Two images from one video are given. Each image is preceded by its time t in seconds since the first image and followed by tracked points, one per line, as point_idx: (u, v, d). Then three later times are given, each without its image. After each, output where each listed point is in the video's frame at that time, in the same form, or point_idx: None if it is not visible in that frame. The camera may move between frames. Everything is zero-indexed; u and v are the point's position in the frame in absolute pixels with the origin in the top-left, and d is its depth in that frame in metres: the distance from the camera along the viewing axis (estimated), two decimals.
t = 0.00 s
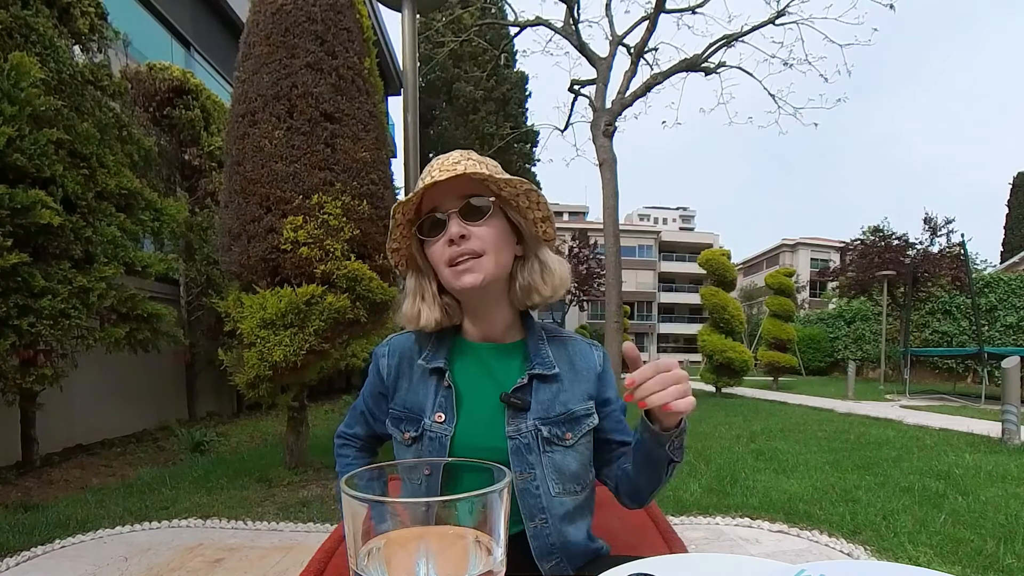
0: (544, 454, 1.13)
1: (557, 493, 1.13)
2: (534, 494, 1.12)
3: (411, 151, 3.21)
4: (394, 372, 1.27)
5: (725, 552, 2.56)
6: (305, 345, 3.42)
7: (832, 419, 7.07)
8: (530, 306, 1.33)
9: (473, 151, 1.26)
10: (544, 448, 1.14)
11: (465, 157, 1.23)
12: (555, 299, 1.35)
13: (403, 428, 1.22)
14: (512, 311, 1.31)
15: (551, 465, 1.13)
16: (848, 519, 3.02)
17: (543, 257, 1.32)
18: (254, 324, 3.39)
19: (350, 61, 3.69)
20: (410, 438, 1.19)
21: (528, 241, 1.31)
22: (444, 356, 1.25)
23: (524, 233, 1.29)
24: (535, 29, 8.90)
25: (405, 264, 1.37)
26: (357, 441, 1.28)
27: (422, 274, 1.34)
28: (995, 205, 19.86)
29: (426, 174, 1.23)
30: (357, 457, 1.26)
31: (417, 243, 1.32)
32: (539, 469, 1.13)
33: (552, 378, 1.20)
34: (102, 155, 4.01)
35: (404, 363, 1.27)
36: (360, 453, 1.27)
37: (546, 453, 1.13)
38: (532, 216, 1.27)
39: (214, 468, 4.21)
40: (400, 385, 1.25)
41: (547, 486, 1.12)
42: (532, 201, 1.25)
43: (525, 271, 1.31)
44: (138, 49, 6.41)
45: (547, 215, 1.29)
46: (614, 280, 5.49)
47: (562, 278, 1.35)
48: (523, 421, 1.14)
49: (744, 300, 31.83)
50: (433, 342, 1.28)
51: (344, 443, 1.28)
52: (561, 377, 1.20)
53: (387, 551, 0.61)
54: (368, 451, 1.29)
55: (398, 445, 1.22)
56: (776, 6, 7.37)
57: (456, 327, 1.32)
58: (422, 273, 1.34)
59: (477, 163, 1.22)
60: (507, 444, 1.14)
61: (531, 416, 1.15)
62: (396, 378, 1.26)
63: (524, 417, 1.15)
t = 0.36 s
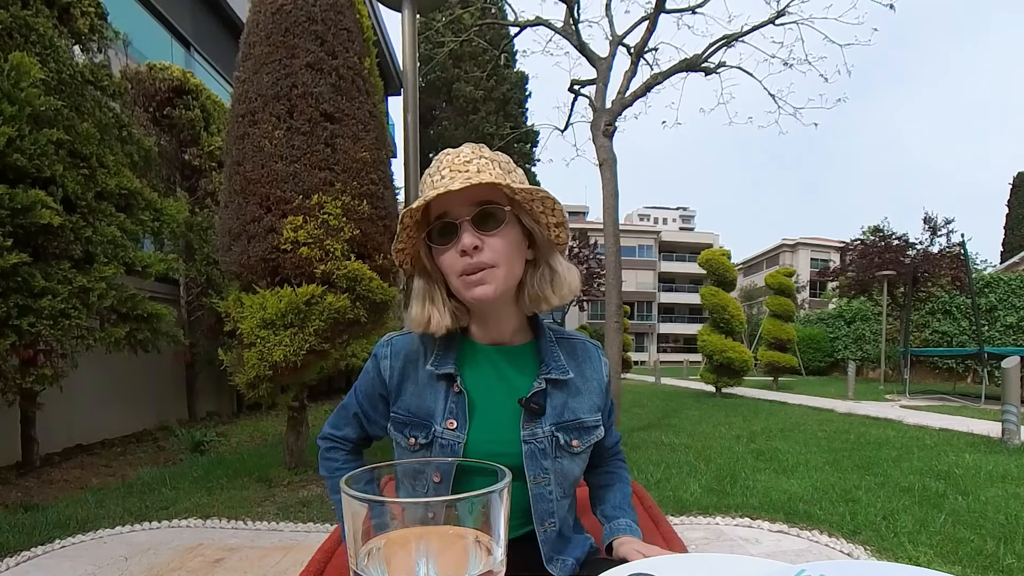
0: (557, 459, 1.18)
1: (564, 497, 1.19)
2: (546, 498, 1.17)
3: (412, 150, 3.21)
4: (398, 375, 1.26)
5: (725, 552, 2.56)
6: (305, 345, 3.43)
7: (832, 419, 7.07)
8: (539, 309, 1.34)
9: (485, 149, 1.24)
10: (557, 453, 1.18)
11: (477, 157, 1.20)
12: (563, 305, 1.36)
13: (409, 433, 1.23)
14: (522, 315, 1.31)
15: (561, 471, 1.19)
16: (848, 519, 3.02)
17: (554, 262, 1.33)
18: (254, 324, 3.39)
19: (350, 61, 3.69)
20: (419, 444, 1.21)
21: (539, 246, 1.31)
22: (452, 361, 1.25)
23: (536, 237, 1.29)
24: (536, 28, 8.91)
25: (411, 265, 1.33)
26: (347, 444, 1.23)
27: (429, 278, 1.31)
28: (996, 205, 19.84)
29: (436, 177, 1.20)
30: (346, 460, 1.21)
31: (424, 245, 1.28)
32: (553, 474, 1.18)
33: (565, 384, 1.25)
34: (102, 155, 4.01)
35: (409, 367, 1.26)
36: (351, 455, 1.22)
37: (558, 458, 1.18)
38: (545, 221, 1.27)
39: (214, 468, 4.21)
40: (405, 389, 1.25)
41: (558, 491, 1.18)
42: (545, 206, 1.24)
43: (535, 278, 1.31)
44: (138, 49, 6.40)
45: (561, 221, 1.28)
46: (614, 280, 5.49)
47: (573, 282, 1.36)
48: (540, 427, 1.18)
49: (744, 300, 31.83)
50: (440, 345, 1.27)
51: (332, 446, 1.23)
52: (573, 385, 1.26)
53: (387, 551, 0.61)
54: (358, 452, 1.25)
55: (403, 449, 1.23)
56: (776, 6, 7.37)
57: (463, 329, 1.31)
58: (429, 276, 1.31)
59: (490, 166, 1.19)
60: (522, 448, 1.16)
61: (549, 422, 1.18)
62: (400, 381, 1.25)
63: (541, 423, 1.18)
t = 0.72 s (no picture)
0: (553, 461, 1.19)
1: (560, 498, 1.19)
2: (541, 499, 1.18)
3: (411, 150, 3.20)
4: (398, 378, 1.26)
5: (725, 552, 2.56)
6: (305, 345, 3.43)
7: (832, 419, 7.07)
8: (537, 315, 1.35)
9: (484, 155, 1.24)
10: (553, 455, 1.18)
11: (477, 166, 1.21)
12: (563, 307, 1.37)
13: (408, 435, 1.23)
14: (521, 322, 1.32)
15: (558, 472, 1.19)
16: (848, 519, 3.02)
17: (553, 271, 1.33)
18: (254, 325, 3.39)
19: (350, 61, 3.69)
20: (416, 446, 1.20)
21: (539, 255, 1.30)
22: (449, 363, 1.25)
23: (536, 246, 1.28)
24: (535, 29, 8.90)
25: (409, 274, 1.32)
26: (357, 445, 1.27)
27: (427, 288, 1.31)
28: (996, 205, 19.85)
29: (436, 190, 1.20)
30: (358, 460, 1.25)
31: (423, 257, 1.26)
32: (549, 476, 1.18)
33: (562, 387, 1.25)
34: (102, 155, 4.01)
35: (408, 370, 1.26)
36: (361, 456, 1.26)
37: (554, 459, 1.19)
38: (546, 233, 1.26)
39: (214, 468, 4.21)
40: (404, 391, 1.25)
41: (553, 491, 1.18)
42: (548, 219, 1.23)
43: (535, 287, 1.32)
44: (138, 49, 6.40)
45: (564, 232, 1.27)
46: (614, 280, 5.49)
47: (572, 289, 1.37)
48: (536, 429, 1.18)
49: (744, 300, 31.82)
50: (438, 349, 1.27)
51: (344, 447, 1.27)
52: (571, 388, 1.25)
53: (388, 551, 0.61)
54: (369, 453, 1.28)
55: (403, 450, 1.23)
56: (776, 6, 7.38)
57: (460, 335, 1.31)
58: (428, 286, 1.30)
59: (490, 175, 1.20)
60: (518, 450, 1.16)
61: (544, 423, 1.18)
62: (400, 384, 1.26)
63: (537, 425, 1.18)
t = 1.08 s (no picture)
0: (554, 462, 1.19)
1: (561, 498, 1.19)
2: (542, 500, 1.18)
3: (411, 150, 3.20)
4: (398, 379, 1.26)
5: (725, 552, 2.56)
6: (305, 345, 3.43)
7: (832, 419, 7.07)
8: (535, 310, 1.36)
9: (469, 155, 1.24)
10: (553, 456, 1.18)
11: (463, 167, 1.20)
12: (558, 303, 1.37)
13: (408, 436, 1.23)
14: (520, 318, 1.33)
15: (559, 473, 1.19)
16: (848, 519, 3.02)
17: (548, 262, 1.32)
18: (254, 324, 3.39)
19: (350, 61, 3.69)
20: (416, 447, 1.20)
21: (533, 249, 1.30)
22: (449, 365, 1.25)
23: (529, 240, 1.29)
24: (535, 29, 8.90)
25: (404, 282, 1.31)
26: (357, 445, 1.28)
27: (423, 294, 1.30)
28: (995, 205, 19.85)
29: (425, 195, 1.20)
30: (358, 460, 1.26)
31: (418, 263, 1.26)
32: (550, 477, 1.18)
33: (563, 387, 1.25)
34: (102, 155, 4.01)
35: (407, 371, 1.26)
36: (361, 457, 1.27)
37: (555, 460, 1.18)
38: (537, 225, 1.26)
39: (214, 468, 4.21)
40: (405, 392, 1.25)
41: (553, 492, 1.18)
42: (539, 212, 1.23)
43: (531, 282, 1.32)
44: (138, 49, 6.40)
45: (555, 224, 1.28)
46: (614, 280, 5.50)
47: (569, 280, 1.37)
48: (536, 430, 1.18)
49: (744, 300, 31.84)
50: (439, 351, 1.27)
51: (344, 447, 1.27)
52: (571, 388, 1.25)
53: (388, 551, 0.61)
54: (369, 454, 1.29)
55: (403, 452, 1.24)
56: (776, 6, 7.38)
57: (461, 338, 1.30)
58: (424, 293, 1.29)
59: (478, 174, 1.20)
60: (519, 451, 1.16)
61: (545, 424, 1.18)
62: (400, 386, 1.26)
63: (538, 426, 1.18)
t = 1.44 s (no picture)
0: (553, 464, 1.19)
1: (560, 500, 1.19)
2: (541, 502, 1.18)
3: (411, 150, 3.20)
4: (397, 380, 1.26)
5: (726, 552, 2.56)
6: (305, 345, 3.43)
7: (832, 419, 7.07)
8: (535, 312, 1.36)
9: (471, 154, 1.24)
10: (552, 458, 1.18)
11: (465, 165, 1.21)
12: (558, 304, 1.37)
13: (408, 437, 1.23)
14: (520, 319, 1.32)
15: (558, 475, 1.19)
16: (848, 519, 3.02)
17: (550, 263, 1.32)
18: (254, 325, 3.39)
19: (350, 61, 3.69)
20: (415, 448, 1.21)
21: (534, 249, 1.31)
22: (449, 366, 1.25)
23: (530, 240, 1.29)
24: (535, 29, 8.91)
25: (403, 281, 1.31)
26: (356, 445, 1.28)
27: (422, 294, 1.29)
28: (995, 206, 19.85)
29: (427, 193, 1.20)
30: (357, 460, 1.26)
31: (418, 262, 1.26)
32: (549, 479, 1.18)
33: (563, 389, 1.25)
34: (102, 155, 4.01)
35: (407, 372, 1.26)
36: (360, 458, 1.27)
37: (554, 463, 1.19)
38: (539, 225, 1.26)
39: (213, 469, 4.21)
40: (404, 393, 1.25)
41: (552, 494, 1.18)
42: (541, 211, 1.23)
43: (532, 282, 1.32)
44: (138, 49, 6.40)
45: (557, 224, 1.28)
46: (614, 280, 5.50)
47: (570, 281, 1.37)
48: (535, 432, 1.18)
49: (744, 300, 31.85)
50: (439, 353, 1.27)
51: (343, 447, 1.27)
52: (571, 390, 1.25)
53: (388, 552, 0.61)
54: (368, 454, 1.29)
55: (402, 452, 1.24)
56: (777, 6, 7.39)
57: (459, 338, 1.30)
58: (423, 293, 1.29)
59: (479, 173, 1.20)
60: (518, 453, 1.16)
61: (544, 427, 1.18)
62: (399, 386, 1.26)
63: (536, 428, 1.18)
